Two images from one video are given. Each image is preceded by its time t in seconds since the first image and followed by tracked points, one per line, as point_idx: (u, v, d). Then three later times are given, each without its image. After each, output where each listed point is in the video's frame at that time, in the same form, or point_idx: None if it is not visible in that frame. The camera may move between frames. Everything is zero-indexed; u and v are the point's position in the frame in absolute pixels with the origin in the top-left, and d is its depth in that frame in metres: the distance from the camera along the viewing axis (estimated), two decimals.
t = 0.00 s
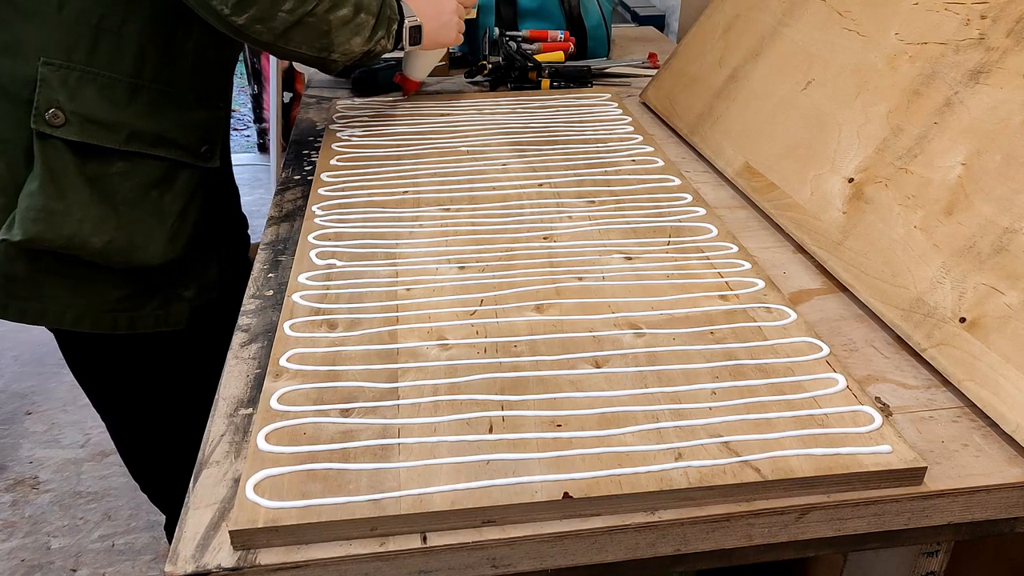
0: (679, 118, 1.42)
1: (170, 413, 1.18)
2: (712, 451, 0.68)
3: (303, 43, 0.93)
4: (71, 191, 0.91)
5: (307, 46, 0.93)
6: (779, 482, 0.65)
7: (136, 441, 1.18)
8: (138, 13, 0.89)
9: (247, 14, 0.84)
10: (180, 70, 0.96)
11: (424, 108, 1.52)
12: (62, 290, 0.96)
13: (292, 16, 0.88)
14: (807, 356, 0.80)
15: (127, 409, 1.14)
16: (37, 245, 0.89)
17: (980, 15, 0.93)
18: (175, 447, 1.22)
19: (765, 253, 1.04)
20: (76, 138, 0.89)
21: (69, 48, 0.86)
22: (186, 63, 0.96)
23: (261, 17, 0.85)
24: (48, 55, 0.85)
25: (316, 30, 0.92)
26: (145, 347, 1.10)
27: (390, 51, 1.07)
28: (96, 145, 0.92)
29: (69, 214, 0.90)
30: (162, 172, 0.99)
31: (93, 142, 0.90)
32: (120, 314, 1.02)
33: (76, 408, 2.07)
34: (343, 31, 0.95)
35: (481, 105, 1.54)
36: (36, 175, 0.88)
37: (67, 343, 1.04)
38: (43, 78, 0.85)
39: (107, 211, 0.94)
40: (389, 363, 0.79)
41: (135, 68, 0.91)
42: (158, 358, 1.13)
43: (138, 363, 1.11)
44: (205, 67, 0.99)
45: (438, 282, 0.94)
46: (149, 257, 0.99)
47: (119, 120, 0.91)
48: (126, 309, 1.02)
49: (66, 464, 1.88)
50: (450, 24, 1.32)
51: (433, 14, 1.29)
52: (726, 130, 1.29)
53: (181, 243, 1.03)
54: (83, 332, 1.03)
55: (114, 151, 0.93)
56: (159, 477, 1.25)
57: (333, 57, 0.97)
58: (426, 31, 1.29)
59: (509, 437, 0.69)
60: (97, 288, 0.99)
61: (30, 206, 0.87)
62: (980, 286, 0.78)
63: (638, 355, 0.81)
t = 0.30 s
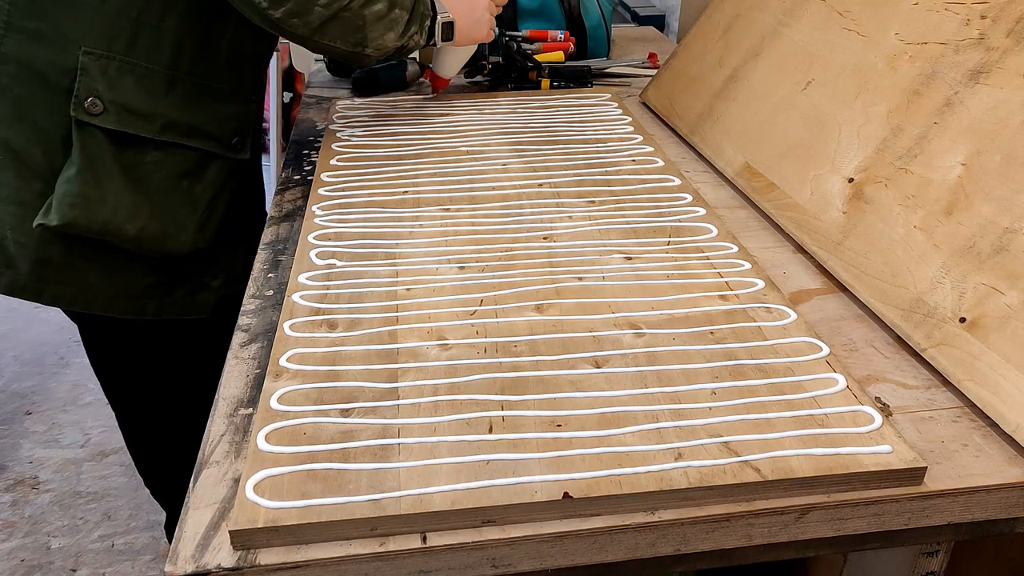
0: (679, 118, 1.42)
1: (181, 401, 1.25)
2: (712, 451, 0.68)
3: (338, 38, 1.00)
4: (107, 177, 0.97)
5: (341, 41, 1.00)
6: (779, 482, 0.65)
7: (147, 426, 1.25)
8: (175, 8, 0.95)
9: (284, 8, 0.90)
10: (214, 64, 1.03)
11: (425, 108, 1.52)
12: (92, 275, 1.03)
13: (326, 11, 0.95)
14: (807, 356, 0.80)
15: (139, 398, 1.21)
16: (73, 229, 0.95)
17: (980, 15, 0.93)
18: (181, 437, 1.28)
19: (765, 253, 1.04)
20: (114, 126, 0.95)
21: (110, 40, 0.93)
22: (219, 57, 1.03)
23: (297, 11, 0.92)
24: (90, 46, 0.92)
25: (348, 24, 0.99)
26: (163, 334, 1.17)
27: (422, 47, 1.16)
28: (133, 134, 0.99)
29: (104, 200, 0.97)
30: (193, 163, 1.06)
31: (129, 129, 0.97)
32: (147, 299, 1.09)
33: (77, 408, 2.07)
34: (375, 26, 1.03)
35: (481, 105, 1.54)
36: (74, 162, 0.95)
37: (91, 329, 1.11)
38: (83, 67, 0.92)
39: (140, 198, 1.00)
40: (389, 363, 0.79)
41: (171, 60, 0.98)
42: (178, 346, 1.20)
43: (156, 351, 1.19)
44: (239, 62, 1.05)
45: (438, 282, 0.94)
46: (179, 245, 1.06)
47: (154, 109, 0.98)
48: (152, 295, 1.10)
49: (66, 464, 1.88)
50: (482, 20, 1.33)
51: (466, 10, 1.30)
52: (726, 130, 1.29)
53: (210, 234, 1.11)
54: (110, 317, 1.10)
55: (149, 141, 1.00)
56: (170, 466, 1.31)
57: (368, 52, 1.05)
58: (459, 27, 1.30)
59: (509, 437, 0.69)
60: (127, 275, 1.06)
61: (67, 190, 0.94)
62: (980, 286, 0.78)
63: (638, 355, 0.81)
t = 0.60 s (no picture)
0: (680, 118, 1.42)
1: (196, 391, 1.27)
2: (712, 451, 0.68)
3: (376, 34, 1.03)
4: (137, 166, 1.01)
5: (379, 37, 1.03)
6: (779, 482, 0.65)
7: (151, 423, 1.25)
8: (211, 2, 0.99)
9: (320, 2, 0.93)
10: (245, 58, 1.07)
11: (425, 108, 1.52)
12: (118, 262, 1.07)
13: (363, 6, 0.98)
14: (807, 356, 0.80)
15: (162, 387, 1.22)
16: (102, 215, 0.99)
17: (980, 15, 0.93)
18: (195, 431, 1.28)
19: (765, 253, 1.04)
20: (145, 116, 0.99)
21: (146, 32, 0.97)
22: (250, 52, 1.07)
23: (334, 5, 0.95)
24: (126, 37, 0.96)
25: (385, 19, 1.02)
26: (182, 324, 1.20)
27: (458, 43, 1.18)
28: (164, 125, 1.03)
29: (134, 189, 1.01)
30: (220, 155, 1.10)
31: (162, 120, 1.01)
32: (170, 288, 1.13)
33: (76, 409, 2.07)
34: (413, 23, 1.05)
35: (481, 105, 1.54)
36: (106, 150, 0.99)
37: (115, 317, 1.13)
38: (119, 58, 0.95)
39: (169, 187, 1.05)
40: (389, 363, 0.79)
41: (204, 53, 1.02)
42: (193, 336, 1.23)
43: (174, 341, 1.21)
44: (268, 57, 1.10)
45: (438, 282, 0.94)
46: (202, 235, 1.10)
47: (186, 101, 1.02)
48: (174, 284, 1.14)
49: (66, 464, 1.88)
50: (517, 17, 1.32)
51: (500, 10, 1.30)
52: (726, 130, 1.29)
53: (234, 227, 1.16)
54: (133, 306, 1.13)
55: (178, 132, 1.05)
56: (178, 463, 1.30)
57: (404, 47, 1.07)
58: (494, 25, 1.31)
59: (509, 437, 0.69)
60: (152, 263, 1.10)
61: (100, 178, 0.98)
62: (980, 286, 0.78)
63: (638, 355, 0.81)
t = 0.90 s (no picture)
0: (680, 118, 1.43)
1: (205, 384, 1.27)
2: (712, 451, 0.68)
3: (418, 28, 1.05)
4: (153, 156, 1.03)
5: (421, 30, 1.05)
6: (779, 482, 0.65)
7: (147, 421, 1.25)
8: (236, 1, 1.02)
9: None
10: (266, 57, 1.10)
11: (425, 108, 1.52)
12: (131, 252, 1.08)
13: None
14: (807, 356, 0.80)
15: (171, 377, 1.22)
16: (118, 203, 1.01)
17: (980, 15, 0.93)
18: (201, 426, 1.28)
19: (764, 253, 1.04)
20: (163, 107, 1.01)
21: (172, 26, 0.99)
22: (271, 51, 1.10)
23: None
24: (149, 28, 0.98)
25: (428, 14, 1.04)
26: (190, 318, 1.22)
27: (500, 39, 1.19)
28: (181, 118, 1.05)
29: (149, 179, 1.03)
30: (235, 150, 1.13)
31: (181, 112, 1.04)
32: (182, 281, 1.15)
33: (76, 409, 2.08)
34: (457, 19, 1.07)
35: (481, 105, 1.54)
36: (124, 138, 1.01)
37: (126, 309, 1.14)
38: (141, 48, 0.97)
39: (183, 179, 1.07)
40: (389, 363, 0.79)
41: (226, 50, 1.05)
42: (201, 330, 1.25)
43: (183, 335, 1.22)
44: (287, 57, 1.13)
45: (438, 282, 0.94)
46: (215, 228, 1.14)
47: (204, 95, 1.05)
48: (187, 277, 1.16)
49: (66, 464, 1.88)
50: (564, 15, 1.33)
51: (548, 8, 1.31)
52: (726, 130, 1.29)
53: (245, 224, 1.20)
54: (144, 298, 1.14)
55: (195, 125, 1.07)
56: (179, 463, 1.30)
57: (445, 43, 1.09)
58: (540, 22, 1.32)
59: (509, 438, 0.69)
60: (165, 255, 1.12)
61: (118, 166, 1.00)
62: (980, 286, 0.78)
63: (638, 355, 0.81)
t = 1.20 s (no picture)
0: (679, 118, 1.43)
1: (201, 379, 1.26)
2: (712, 451, 0.68)
3: (445, 23, 1.13)
4: (154, 149, 1.03)
5: (448, 26, 1.14)
6: (779, 482, 0.65)
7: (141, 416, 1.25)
8: None
9: None
10: (271, 56, 1.11)
11: (425, 108, 1.52)
12: (130, 245, 1.08)
13: None
14: (807, 356, 0.80)
15: (168, 373, 1.21)
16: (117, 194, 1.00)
17: (980, 15, 0.93)
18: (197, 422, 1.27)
19: (765, 253, 1.04)
20: (166, 101, 1.02)
21: (179, 21, 1.00)
22: (277, 52, 1.12)
23: None
24: (157, 22, 0.99)
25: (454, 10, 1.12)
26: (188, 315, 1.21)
27: (529, 39, 1.25)
28: (184, 112, 1.06)
29: (150, 171, 1.03)
30: (237, 148, 1.14)
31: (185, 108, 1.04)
32: (180, 277, 1.15)
33: (76, 409, 2.08)
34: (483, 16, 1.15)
35: (481, 105, 1.54)
36: (127, 129, 1.01)
37: (124, 303, 1.14)
38: (148, 41, 0.99)
39: (184, 174, 1.08)
40: (389, 363, 0.79)
41: (233, 47, 1.06)
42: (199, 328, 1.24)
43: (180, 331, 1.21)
44: (292, 58, 1.15)
45: (438, 282, 0.94)
46: (213, 225, 1.13)
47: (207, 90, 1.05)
48: (184, 274, 1.15)
49: (66, 464, 1.88)
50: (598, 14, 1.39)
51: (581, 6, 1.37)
52: (726, 130, 1.29)
53: (244, 222, 1.20)
54: (143, 293, 1.14)
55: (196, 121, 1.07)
56: (178, 463, 1.30)
57: (474, 39, 1.17)
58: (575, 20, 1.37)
59: (509, 437, 0.69)
60: (165, 250, 1.12)
61: (119, 157, 1.00)
62: (980, 286, 0.78)
63: (638, 355, 0.81)
